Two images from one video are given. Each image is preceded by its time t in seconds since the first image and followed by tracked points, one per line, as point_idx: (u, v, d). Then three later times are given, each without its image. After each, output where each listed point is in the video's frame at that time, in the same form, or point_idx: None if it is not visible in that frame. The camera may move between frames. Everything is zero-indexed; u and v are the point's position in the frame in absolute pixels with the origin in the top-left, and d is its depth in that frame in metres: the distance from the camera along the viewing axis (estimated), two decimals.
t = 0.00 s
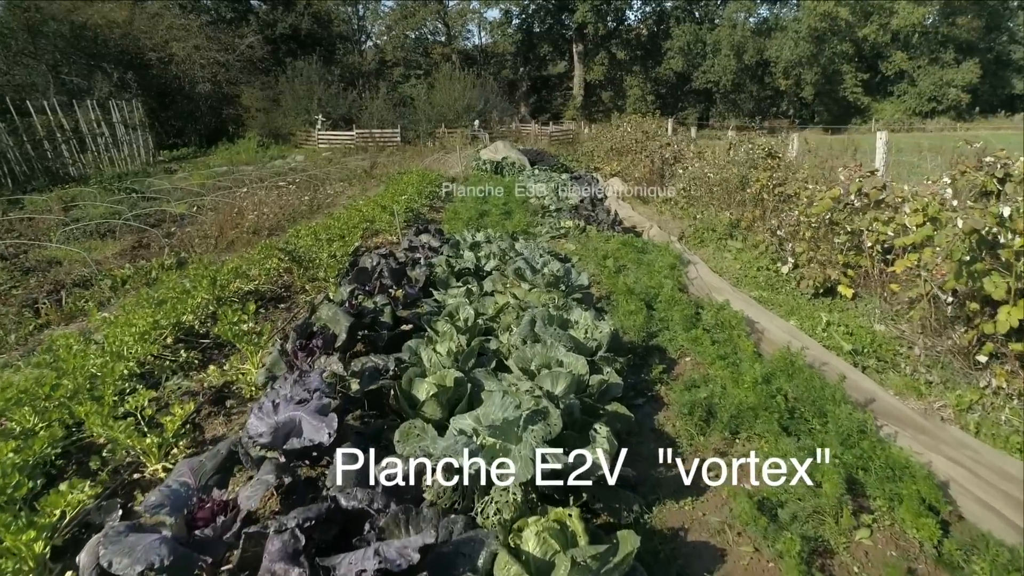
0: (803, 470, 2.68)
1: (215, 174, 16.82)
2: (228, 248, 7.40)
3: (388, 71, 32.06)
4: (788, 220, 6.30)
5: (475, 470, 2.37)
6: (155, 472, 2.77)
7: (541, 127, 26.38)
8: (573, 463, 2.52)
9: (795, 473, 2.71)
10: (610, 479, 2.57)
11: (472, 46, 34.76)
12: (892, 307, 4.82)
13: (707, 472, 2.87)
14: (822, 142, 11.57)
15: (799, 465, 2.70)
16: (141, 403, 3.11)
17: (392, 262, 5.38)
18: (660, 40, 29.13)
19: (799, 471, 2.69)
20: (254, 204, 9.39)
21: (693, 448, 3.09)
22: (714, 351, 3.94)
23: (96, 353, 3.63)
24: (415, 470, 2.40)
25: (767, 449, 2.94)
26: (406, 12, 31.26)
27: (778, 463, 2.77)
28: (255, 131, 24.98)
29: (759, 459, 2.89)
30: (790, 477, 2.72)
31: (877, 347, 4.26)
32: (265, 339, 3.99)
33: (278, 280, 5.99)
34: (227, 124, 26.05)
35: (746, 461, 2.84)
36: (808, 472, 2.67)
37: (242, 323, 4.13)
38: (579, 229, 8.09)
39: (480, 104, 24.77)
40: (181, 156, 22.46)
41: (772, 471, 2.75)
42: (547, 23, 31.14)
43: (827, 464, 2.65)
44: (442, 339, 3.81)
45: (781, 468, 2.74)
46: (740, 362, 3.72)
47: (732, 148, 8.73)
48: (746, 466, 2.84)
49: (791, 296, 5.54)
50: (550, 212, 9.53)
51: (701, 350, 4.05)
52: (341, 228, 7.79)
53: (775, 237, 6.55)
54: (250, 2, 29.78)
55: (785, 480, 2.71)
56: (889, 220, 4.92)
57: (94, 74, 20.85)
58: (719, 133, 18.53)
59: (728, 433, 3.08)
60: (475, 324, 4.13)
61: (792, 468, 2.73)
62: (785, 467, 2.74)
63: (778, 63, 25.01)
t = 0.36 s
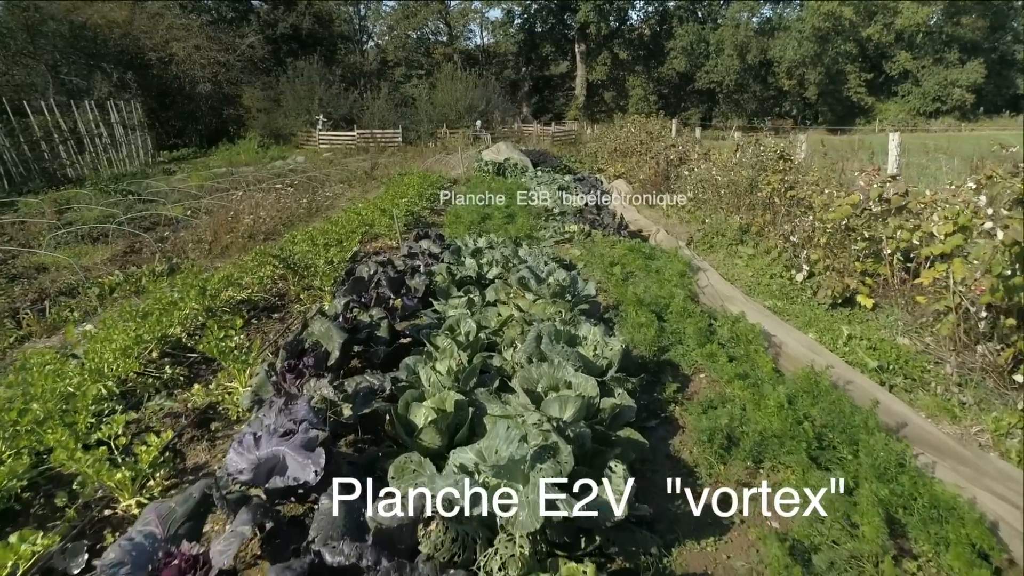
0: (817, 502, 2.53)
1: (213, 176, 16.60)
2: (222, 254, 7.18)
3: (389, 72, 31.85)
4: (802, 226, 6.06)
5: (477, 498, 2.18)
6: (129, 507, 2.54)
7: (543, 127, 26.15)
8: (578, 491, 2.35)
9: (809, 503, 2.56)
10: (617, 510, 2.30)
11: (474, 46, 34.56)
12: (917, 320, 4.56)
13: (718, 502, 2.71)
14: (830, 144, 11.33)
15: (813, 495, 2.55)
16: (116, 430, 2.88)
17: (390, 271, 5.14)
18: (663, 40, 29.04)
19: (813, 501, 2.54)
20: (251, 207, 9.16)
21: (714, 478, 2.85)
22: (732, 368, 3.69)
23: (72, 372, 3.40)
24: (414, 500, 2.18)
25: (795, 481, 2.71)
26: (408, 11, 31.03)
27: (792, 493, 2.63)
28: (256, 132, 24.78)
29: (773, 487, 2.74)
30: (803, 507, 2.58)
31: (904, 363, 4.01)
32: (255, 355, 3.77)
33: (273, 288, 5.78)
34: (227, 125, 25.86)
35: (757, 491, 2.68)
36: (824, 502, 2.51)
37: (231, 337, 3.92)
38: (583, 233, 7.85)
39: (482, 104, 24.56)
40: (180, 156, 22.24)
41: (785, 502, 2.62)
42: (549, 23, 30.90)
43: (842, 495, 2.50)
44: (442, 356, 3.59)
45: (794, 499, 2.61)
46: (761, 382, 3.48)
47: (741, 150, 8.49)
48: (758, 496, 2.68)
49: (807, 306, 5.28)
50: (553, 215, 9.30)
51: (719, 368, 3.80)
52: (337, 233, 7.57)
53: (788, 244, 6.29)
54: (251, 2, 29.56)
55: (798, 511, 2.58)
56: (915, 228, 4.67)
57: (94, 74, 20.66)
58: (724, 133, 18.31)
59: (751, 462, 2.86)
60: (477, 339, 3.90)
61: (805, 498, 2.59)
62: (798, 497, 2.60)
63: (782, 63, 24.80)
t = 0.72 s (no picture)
0: (831, 537, 2.44)
1: (212, 177, 16.35)
2: (215, 260, 6.95)
3: (390, 72, 31.62)
4: (819, 230, 5.81)
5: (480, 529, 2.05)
6: (93, 552, 2.31)
7: (546, 127, 25.90)
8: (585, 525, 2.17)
9: (823, 537, 2.48)
10: (625, 546, 2.14)
11: (476, 46, 34.32)
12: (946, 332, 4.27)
13: (730, 537, 2.53)
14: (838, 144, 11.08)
15: (827, 529, 2.47)
16: (82, 462, 2.65)
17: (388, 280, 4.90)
18: (665, 40, 28.85)
19: (827, 536, 2.45)
20: (247, 210, 8.93)
21: (740, 515, 2.63)
22: (754, 390, 3.44)
23: (43, 394, 3.17)
24: (414, 533, 2.16)
25: (830, 519, 2.52)
26: (410, 11, 30.78)
27: (805, 526, 2.52)
28: (257, 132, 24.56)
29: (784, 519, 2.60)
30: (817, 541, 2.48)
31: (936, 382, 3.72)
32: (242, 373, 3.54)
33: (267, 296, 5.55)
34: (228, 124, 25.65)
35: (770, 524, 2.54)
36: (838, 536, 2.43)
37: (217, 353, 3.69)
38: (589, 237, 7.58)
39: (484, 104, 24.35)
40: (180, 156, 22.01)
41: (798, 535, 2.50)
42: (551, 23, 30.64)
43: (857, 528, 2.41)
44: (442, 376, 3.36)
45: (807, 533, 2.50)
46: (785, 406, 3.23)
47: (751, 151, 8.24)
48: (772, 530, 2.55)
49: (826, 317, 5.01)
50: (557, 219, 9.06)
51: (739, 389, 3.54)
52: (334, 237, 7.33)
53: (804, 250, 6.03)
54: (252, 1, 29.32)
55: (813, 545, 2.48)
56: (944, 236, 4.40)
57: (93, 74, 20.44)
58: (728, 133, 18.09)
59: (781, 498, 2.64)
60: (479, 356, 3.66)
61: (819, 532, 2.50)
62: (812, 531, 2.50)
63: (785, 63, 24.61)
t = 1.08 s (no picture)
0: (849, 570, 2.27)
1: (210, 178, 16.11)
2: (208, 267, 6.71)
3: (392, 72, 31.37)
4: (839, 237, 5.54)
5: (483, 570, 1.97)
6: None
7: (548, 128, 25.65)
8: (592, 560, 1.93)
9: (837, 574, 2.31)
10: None
11: (478, 46, 34.04)
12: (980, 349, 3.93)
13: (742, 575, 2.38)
14: (849, 146, 10.81)
15: (843, 565, 2.30)
16: (41, 505, 2.40)
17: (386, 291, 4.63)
18: (668, 39, 28.60)
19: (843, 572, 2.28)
20: (243, 213, 8.67)
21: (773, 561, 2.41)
22: (783, 417, 3.17)
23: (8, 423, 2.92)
24: (415, 567, 2.12)
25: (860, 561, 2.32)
26: (412, 11, 30.49)
27: (819, 562, 2.36)
28: (257, 132, 24.30)
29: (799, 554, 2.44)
30: None
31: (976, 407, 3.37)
32: (226, 396, 3.29)
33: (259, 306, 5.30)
34: (228, 125, 25.38)
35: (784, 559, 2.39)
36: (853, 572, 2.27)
37: (200, 373, 3.43)
38: (595, 242, 7.30)
39: (486, 104, 24.12)
40: (179, 157, 21.75)
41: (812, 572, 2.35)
42: (554, 22, 30.33)
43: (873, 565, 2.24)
44: (442, 402, 3.11)
45: (822, 569, 2.34)
46: (817, 436, 2.97)
47: (761, 153, 7.97)
48: (785, 565, 2.39)
49: (849, 330, 4.71)
50: (561, 223, 8.80)
51: (765, 415, 3.27)
52: (330, 242, 7.08)
53: (823, 258, 5.74)
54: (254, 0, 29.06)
55: None
56: (982, 246, 4.08)
57: (92, 74, 20.19)
58: (733, 134, 17.80)
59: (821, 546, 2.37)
60: (483, 377, 3.39)
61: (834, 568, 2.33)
62: (827, 567, 2.34)
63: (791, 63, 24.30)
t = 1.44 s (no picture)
0: None
1: (207, 180, 15.84)
2: (199, 275, 6.44)
3: (394, 72, 31.11)
4: (861, 245, 5.26)
5: None
6: None
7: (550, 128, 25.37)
8: None
9: None
10: None
11: (480, 46, 33.79)
12: None
13: None
14: (859, 146, 10.52)
15: None
16: None
17: (383, 304, 4.35)
18: (671, 39, 28.38)
19: None
20: (238, 217, 8.41)
21: None
22: (817, 451, 2.89)
23: None
24: None
25: None
26: (413, 10, 30.20)
27: None
28: (257, 133, 24.03)
29: None
30: None
31: None
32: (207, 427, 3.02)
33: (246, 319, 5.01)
34: (228, 125, 25.13)
35: None
36: None
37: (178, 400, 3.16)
38: (602, 249, 7.02)
39: (488, 104, 23.87)
40: (178, 158, 21.48)
41: None
42: (556, 22, 30.01)
43: None
44: (441, 435, 2.83)
45: None
46: (857, 473, 2.71)
47: (773, 155, 7.69)
48: None
49: (876, 347, 4.41)
50: (566, 228, 8.52)
51: (799, 447, 2.98)
52: (325, 249, 6.80)
53: (844, 267, 5.44)
54: None
55: None
56: None
57: (90, 74, 19.93)
58: (737, 134, 17.56)
59: None
60: (487, 404, 3.10)
61: None
62: None
63: (794, 63, 24.09)
